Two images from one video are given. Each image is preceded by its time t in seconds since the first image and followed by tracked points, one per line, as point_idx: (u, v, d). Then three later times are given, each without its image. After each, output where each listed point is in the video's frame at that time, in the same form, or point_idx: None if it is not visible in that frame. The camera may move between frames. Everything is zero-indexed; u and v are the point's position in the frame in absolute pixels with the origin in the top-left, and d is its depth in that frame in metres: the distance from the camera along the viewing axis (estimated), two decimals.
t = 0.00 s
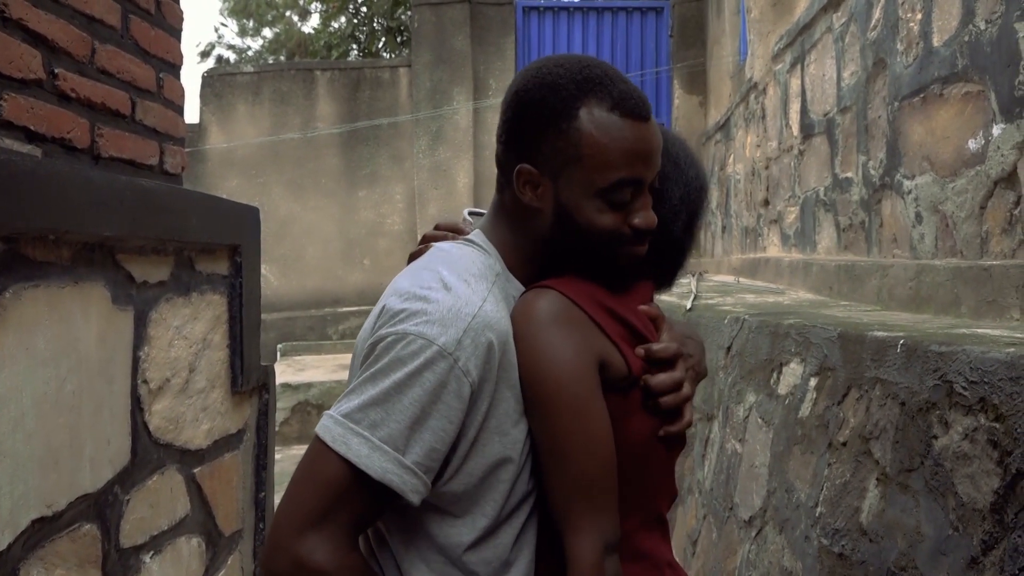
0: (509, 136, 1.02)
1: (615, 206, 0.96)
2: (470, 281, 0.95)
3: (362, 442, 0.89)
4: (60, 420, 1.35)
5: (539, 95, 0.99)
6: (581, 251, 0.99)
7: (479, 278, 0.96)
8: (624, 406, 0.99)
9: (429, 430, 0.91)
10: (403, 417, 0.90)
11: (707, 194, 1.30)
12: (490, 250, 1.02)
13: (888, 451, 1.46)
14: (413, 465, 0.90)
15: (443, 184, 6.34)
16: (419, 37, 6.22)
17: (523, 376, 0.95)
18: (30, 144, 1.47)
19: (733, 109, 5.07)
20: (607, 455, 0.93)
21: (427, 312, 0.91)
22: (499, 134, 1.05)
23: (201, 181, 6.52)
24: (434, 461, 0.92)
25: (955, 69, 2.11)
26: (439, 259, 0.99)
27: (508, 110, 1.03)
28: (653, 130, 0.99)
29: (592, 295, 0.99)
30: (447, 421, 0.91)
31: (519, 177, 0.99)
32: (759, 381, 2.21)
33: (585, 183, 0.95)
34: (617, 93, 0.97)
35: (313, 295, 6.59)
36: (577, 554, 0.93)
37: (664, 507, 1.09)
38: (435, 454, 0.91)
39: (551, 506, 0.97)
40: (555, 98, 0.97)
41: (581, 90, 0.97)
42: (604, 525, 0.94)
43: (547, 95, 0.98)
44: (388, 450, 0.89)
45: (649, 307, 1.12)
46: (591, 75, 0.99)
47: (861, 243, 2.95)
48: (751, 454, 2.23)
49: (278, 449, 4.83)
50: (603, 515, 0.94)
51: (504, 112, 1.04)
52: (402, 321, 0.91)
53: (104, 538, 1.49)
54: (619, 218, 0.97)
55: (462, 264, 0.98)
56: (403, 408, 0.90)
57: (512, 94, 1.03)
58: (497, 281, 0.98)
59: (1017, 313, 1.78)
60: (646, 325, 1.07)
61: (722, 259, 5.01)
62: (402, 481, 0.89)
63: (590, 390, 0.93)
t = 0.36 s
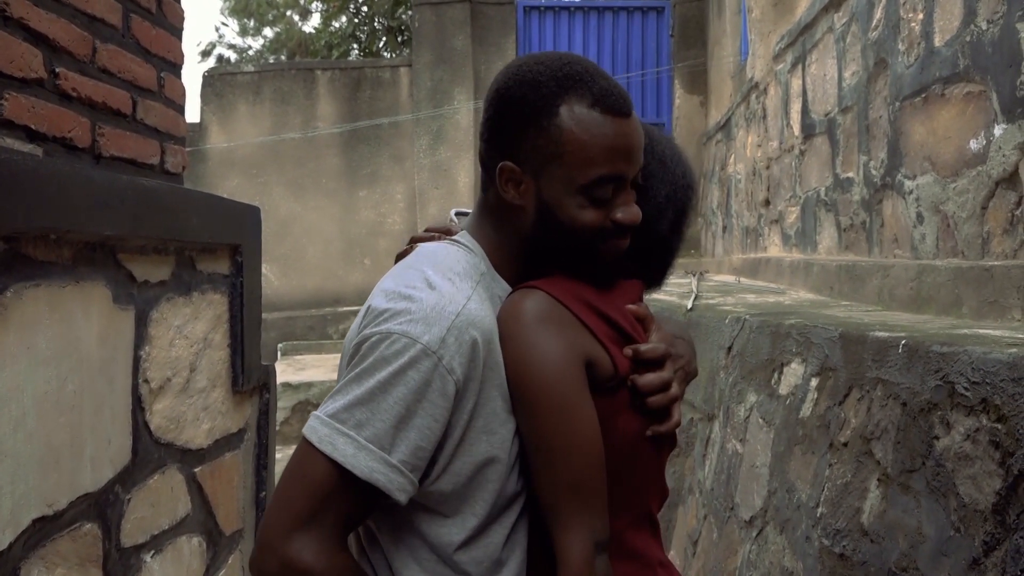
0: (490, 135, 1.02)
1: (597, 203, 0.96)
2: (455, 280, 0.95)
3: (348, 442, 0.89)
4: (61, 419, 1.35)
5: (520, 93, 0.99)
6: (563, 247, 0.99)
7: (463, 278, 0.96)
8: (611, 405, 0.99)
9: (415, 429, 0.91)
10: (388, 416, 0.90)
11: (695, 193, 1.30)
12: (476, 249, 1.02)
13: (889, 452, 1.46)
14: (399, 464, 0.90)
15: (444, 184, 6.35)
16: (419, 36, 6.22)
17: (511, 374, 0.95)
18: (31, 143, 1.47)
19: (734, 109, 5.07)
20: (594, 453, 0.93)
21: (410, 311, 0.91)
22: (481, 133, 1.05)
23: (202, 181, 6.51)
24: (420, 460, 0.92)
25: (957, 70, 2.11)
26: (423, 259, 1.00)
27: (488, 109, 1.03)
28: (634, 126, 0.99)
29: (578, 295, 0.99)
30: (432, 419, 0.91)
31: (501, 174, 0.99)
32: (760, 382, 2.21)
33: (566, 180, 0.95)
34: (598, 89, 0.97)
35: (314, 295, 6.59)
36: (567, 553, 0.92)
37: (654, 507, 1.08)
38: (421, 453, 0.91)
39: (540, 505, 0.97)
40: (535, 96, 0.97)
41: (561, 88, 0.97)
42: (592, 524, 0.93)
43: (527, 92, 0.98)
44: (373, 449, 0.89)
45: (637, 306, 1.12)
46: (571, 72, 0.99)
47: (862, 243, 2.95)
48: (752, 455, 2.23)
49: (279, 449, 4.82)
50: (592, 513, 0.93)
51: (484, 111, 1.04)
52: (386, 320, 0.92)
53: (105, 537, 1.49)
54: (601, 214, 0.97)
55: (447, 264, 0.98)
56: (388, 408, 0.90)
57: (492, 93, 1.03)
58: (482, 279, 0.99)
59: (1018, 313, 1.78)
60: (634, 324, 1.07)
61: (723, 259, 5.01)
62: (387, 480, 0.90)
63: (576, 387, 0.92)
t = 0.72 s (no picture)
0: (470, 123, 1.03)
1: (578, 188, 0.96)
2: (434, 275, 0.97)
3: (332, 439, 0.90)
4: (66, 416, 1.35)
5: (499, 81, 1.00)
6: (544, 234, 0.99)
7: (443, 272, 0.97)
8: (611, 405, 0.98)
9: (398, 424, 0.92)
10: (371, 412, 0.91)
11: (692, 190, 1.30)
12: (457, 243, 1.03)
13: (893, 452, 1.46)
14: (384, 459, 0.91)
15: (447, 183, 6.35)
16: (422, 35, 6.22)
17: (511, 378, 0.95)
18: (37, 141, 1.47)
19: (737, 109, 5.06)
20: (594, 456, 0.93)
21: (389, 307, 0.92)
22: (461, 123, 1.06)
23: (205, 179, 6.52)
24: (405, 454, 0.93)
25: (961, 70, 2.11)
26: (404, 256, 1.01)
27: (468, 98, 1.04)
28: (613, 112, 0.99)
29: (577, 295, 0.99)
30: (415, 413, 0.92)
31: (482, 162, 1.00)
32: (763, 381, 2.21)
33: (546, 165, 0.96)
34: (576, 75, 0.97)
35: (317, 294, 6.60)
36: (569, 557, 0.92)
37: (652, 507, 1.08)
38: (405, 447, 0.92)
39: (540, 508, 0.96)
40: (515, 83, 0.98)
41: (540, 74, 0.97)
42: (592, 527, 0.93)
43: (506, 79, 0.99)
44: (357, 445, 0.90)
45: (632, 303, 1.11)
46: (550, 58, 0.99)
47: (865, 243, 2.95)
48: (755, 455, 2.22)
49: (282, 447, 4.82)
50: (593, 516, 0.93)
51: (464, 100, 1.05)
52: (366, 318, 0.93)
53: (109, 534, 1.49)
54: (581, 200, 0.97)
55: (428, 259, 0.99)
56: (370, 404, 0.91)
57: (472, 81, 1.03)
58: (463, 273, 1.00)
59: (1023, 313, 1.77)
60: (632, 324, 1.06)
61: (726, 259, 5.00)
62: (372, 475, 0.90)
63: (577, 390, 0.92)
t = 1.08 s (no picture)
0: (434, 100, 1.05)
1: (540, 169, 1.01)
2: (397, 273, 0.97)
3: (313, 446, 0.91)
4: (67, 416, 1.35)
5: (467, 59, 1.03)
6: (504, 215, 1.03)
7: (405, 269, 0.98)
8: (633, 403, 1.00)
9: (376, 423, 0.92)
10: (347, 414, 0.92)
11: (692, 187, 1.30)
12: (417, 241, 1.04)
13: (894, 451, 1.46)
14: (367, 458, 0.92)
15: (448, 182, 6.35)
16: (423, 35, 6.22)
17: (539, 371, 0.95)
18: (38, 140, 1.47)
19: (738, 107, 5.06)
20: (619, 454, 0.93)
21: (351, 311, 0.93)
22: (422, 100, 1.08)
23: (206, 179, 6.52)
24: (388, 450, 0.93)
25: (962, 68, 2.10)
26: (371, 259, 1.02)
27: (431, 74, 1.06)
28: (573, 99, 1.04)
29: (607, 293, 1.00)
30: (391, 411, 0.92)
31: (445, 139, 1.03)
32: (764, 380, 2.21)
33: (512, 143, 0.99)
34: (543, 60, 1.02)
35: (319, 294, 6.61)
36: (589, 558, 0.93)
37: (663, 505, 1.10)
38: (387, 443, 0.93)
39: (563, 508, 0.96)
40: (484, 61, 1.01)
41: (508, 55, 1.01)
42: (612, 525, 0.94)
43: (475, 58, 1.02)
44: (337, 448, 0.91)
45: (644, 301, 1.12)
46: (518, 40, 1.03)
47: (867, 242, 2.94)
48: (756, 453, 2.22)
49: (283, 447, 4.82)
50: (613, 514, 0.94)
51: (427, 77, 1.07)
52: (333, 325, 0.94)
53: (111, 533, 1.49)
54: (541, 181, 1.01)
55: (390, 259, 1.00)
56: (344, 406, 0.92)
57: (437, 59, 1.06)
58: (428, 267, 1.00)
59: None
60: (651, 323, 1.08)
61: (727, 258, 5.00)
62: (358, 476, 0.91)
63: (607, 387, 0.93)
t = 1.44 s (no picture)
0: (419, 90, 1.15)
1: (523, 164, 1.12)
2: (370, 272, 1.01)
3: (299, 446, 0.94)
4: (66, 416, 1.36)
5: (459, 56, 1.15)
6: (486, 203, 1.12)
7: (381, 269, 1.02)
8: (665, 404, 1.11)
9: (359, 420, 0.95)
10: (330, 411, 0.94)
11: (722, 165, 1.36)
12: (392, 241, 1.10)
13: (892, 451, 1.46)
14: (353, 454, 0.95)
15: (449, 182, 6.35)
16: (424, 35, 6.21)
17: (582, 367, 1.07)
18: (38, 140, 1.48)
19: (739, 107, 5.05)
20: (649, 450, 1.05)
21: (330, 311, 0.97)
22: (404, 91, 1.17)
23: (207, 179, 6.53)
24: (373, 445, 0.96)
25: (963, 68, 2.10)
26: (345, 262, 1.06)
27: (417, 67, 1.16)
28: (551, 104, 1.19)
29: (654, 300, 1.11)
30: (373, 407, 0.95)
31: (434, 127, 1.12)
32: (764, 380, 2.21)
33: (499, 135, 1.11)
34: (526, 66, 1.17)
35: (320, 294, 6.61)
36: (612, 545, 1.05)
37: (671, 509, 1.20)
38: (371, 438, 0.96)
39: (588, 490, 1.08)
40: (476, 56, 1.14)
41: (496, 55, 1.15)
42: (635, 516, 1.06)
43: (466, 55, 1.14)
44: (322, 446, 0.94)
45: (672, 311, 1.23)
46: (502, 46, 1.17)
47: (867, 242, 2.94)
48: (755, 453, 2.22)
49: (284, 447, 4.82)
50: (636, 506, 1.06)
51: (412, 70, 1.17)
52: (312, 326, 0.98)
53: (110, 532, 1.49)
54: (522, 174, 1.13)
55: (365, 261, 1.04)
56: (326, 404, 0.95)
57: (428, 54, 1.16)
58: (399, 266, 1.05)
59: None
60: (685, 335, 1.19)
61: (728, 258, 4.99)
62: (346, 472, 0.94)
63: (645, 386, 1.05)
